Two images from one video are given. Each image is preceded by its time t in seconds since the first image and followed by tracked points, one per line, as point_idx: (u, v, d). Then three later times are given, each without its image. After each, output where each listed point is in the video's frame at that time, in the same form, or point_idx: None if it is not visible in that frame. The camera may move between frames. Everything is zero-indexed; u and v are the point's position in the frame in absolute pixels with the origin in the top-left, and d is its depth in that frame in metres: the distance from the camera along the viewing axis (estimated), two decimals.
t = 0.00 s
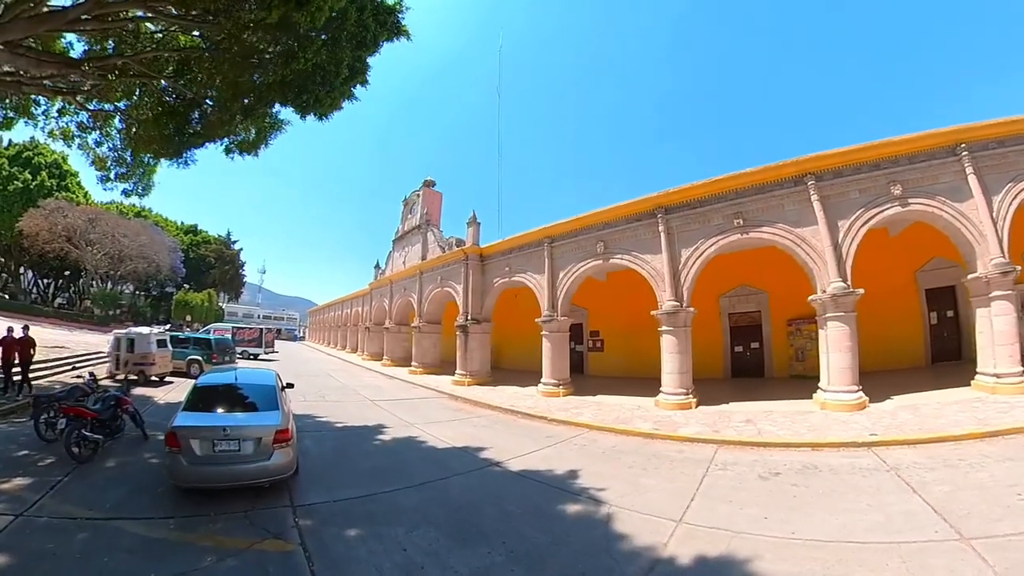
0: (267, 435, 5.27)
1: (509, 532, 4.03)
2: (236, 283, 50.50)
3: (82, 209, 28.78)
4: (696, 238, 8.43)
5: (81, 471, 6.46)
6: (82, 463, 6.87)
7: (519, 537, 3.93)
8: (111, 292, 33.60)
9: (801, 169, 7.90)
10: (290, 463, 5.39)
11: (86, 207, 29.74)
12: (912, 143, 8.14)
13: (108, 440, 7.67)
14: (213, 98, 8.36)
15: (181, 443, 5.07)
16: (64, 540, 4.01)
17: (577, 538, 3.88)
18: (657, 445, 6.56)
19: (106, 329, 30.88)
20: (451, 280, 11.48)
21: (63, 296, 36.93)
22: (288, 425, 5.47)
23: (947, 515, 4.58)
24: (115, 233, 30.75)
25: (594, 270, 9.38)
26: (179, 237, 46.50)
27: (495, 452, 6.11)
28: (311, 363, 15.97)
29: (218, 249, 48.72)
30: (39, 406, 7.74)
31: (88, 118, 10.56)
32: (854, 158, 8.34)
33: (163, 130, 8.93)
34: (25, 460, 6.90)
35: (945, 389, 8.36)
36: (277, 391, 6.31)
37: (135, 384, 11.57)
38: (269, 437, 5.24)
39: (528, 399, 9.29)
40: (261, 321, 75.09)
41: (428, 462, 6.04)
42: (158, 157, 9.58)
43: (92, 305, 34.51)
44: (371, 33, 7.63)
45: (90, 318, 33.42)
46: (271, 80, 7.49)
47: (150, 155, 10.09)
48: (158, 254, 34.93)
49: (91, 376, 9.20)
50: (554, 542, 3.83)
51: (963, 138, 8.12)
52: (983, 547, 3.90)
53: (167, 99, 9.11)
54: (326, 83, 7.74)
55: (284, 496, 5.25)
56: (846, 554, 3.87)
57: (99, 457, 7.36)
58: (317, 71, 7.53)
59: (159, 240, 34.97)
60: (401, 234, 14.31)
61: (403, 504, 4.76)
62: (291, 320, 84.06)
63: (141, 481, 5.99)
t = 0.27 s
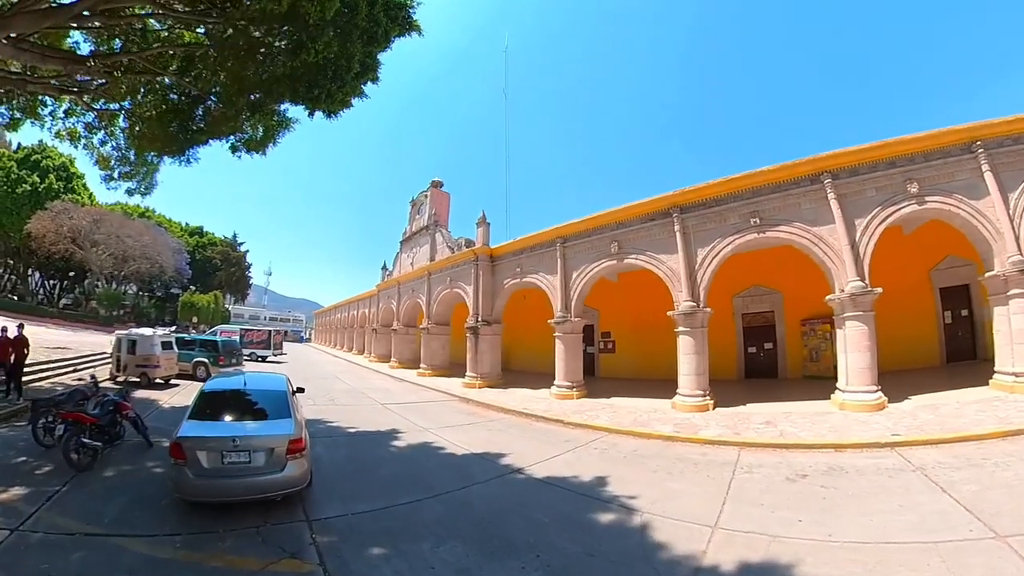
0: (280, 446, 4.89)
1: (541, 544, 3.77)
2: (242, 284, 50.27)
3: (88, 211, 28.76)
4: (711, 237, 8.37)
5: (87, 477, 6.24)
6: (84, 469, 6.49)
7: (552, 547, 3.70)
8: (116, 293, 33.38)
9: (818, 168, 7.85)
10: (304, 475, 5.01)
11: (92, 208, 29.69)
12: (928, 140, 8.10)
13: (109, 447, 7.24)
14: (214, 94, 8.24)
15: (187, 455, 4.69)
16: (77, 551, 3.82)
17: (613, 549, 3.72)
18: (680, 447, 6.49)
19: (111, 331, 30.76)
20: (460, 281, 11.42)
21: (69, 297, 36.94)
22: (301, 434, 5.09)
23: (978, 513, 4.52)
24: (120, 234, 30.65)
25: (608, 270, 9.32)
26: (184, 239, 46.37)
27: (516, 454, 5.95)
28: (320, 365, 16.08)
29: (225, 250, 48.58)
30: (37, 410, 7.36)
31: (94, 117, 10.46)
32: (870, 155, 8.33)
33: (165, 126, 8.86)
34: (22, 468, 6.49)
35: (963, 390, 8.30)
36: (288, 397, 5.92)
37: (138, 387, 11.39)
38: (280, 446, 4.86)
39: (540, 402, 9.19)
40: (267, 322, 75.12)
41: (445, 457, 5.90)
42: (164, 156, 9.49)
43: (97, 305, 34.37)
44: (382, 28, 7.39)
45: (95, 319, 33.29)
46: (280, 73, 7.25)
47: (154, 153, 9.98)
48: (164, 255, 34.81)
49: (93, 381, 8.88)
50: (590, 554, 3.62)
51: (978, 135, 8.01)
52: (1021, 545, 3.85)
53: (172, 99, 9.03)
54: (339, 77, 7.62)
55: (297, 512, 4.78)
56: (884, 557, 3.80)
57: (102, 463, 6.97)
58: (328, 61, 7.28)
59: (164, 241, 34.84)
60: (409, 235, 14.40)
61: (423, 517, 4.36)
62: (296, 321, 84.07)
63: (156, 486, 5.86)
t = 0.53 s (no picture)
0: (290, 459, 4.50)
1: (571, 553, 3.68)
2: (239, 284, 49.64)
3: (83, 208, 28.38)
4: (721, 237, 8.37)
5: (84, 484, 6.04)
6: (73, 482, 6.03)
7: (585, 557, 3.62)
8: (111, 291, 32.73)
9: (827, 168, 7.87)
10: (315, 489, 4.63)
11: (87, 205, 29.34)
12: (935, 142, 8.16)
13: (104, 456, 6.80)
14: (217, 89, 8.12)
15: (187, 472, 4.26)
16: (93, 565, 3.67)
17: (647, 556, 3.69)
18: (695, 448, 6.48)
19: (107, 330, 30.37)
20: (465, 280, 11.35)
21: (66, 295, 36.51)
22: (312, 446, 4.70)
23: (995, 506, 4.54)
24: (116, 231, 30.27)
25: (616, 269, 9.28)
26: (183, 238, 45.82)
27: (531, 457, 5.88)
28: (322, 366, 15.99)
29: (224, 250, 48.03)
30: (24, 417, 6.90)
31: (89, 111, 10.22)
32: (879, 157, 8.41)
33: (161, 118, 8.72)
34: (11, 481, 6.09)
35: (968, 389, 8.36)
36: (295, 405, 5.51)
37: (134, 390, 11.14)
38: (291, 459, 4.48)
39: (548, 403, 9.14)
40: (265, 322, 74.65)
41: (461, 460, 5.82)
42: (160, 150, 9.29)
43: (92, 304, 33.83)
44: (391, 20, 6.98)
45: (90, 318, 32.73)
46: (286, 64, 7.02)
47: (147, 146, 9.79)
48: (162, 254, 34.44)
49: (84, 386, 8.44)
50: (625, 562, 3.57)
51: (984, 138, 8.07)
52: None
53: (167, 91, 8.77)
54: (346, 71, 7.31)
55: (310, 529, 4.41)
56: (913, 556, 3.78)
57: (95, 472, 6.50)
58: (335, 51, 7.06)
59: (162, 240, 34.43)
60: (411, 235, 14.40)
61: (443, 530, 4.14)
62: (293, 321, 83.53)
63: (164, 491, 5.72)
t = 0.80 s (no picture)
0: (306, 468, 4.14)
1: (603, 554, 3.66)
2: (236, 283, 48.83)
3: (77, 206, 28.07)
4: (729, 237, 8.40)
5: (82, 491, 5.50)
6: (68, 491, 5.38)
7: (618, 558, 3.62)
8: (107, 291, 32.04)
9: (833, 169, 7.93)
10: (332, 499, 4.30)
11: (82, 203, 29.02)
12: (939, 144, 8.28)
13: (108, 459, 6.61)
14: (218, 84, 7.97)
15: (194, 485, 3.85)
16: (124, 566, 3.61)
17: (680, 555, 3.73)
18: (709, 446, 6.51)
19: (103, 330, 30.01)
20: (469, 279, 11.33)
21: (62, 294, 36.04)
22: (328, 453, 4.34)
23: (1012, 498, 4.54)
24: (113, 229, 29.92)
25: (624, 268, 9.27)
26: (181, 237, 45.35)
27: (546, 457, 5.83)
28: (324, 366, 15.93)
29: (222, 249, 47.64)
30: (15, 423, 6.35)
31: (86, 104, 10.00)
32: (884, 158, 8.52)
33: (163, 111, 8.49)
34: None
35: (969, 386, 8.46)
36: (304, 410, 5.07)
37: (132, 391, 10.96)
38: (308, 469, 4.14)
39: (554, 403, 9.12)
40: (263, 322, 74.18)
41: (476, 462, 5.78)
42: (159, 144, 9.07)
43: (87, 304, 33.35)
44: (401, 13, 6.69)
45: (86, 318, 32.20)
46: (294, 55, 6.87)
47: (146, 141, 9.57)
48: (160, 254, 34.09)
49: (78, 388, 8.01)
50: (660, 561, 3.61)
51: (986, 140, 8.17)
52: None
53: (169, 84, 8.58)
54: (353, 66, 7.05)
55: (327, 542, 4.09)
56: (936, 548, 3.80)
57: (92, 481, 5.84)
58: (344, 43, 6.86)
59: (159, 239, 34.07)
60: (412, 234, 14.54)
61: (464, 536, 3.98)
62: (292, 321, 83.02)
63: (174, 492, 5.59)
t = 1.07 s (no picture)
0: (325, 480, 3.76)
1: (631, 556, 3.61)
2: (235, 282, 48.00)
3: (73, 203, 27.65)
4: (737, 237, 8.42)
5: (76, 505, 5.08)
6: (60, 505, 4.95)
7: (648, 559, 3.57)
8: (103, 289, 31.61)
9: (840, 170, 7.99)
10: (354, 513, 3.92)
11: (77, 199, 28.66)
12: (942, 146, 8.39)
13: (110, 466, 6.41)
14: (224, 78, 7.80)
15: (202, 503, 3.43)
16: (149, 571, 3.51)
17: (714, 554, 3.73)
18: (723, 445, 6.52)
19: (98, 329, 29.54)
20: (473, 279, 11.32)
21: (55, 293, 35.49)
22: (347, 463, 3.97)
23: None
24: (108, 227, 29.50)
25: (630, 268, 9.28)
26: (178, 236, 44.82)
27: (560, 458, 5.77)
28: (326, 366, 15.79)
29: (219, 248, 47.13)
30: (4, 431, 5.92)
31: (82, 97, 9.77)
32: (888, 159, 8.62)
33: (162, 105, 8.14)
34: None
35: (971, 384, 8.55)
36: (316, 416, 4.75)
37: (129, 394, 10.76)
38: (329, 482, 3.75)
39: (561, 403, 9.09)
40: (261, 322, 73.52)
41: (492, 464, 5.70)
42: (154, 137, 8.69)
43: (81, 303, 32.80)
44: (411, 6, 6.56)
45: (79, 317, 31.55)
46: (303, 46, 6.74)
47: (141, 134, 9.37)
48: (157, 253, 33.64)
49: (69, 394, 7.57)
50: (695, 560, 3.61)
51: (987, 142, 8.27)
52: None
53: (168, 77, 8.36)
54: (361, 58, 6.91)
55: (349, 558, 3.73)
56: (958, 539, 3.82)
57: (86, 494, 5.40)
58: (352, 35, 6.71)
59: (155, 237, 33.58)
60: (413, 233, 14.52)
61: (493, 542, 3.83)
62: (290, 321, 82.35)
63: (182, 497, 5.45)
